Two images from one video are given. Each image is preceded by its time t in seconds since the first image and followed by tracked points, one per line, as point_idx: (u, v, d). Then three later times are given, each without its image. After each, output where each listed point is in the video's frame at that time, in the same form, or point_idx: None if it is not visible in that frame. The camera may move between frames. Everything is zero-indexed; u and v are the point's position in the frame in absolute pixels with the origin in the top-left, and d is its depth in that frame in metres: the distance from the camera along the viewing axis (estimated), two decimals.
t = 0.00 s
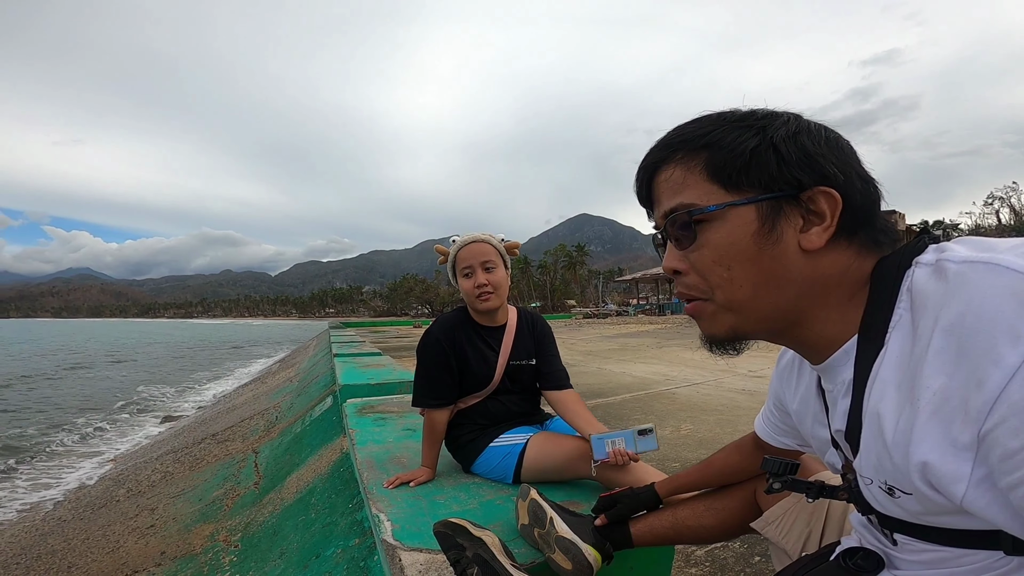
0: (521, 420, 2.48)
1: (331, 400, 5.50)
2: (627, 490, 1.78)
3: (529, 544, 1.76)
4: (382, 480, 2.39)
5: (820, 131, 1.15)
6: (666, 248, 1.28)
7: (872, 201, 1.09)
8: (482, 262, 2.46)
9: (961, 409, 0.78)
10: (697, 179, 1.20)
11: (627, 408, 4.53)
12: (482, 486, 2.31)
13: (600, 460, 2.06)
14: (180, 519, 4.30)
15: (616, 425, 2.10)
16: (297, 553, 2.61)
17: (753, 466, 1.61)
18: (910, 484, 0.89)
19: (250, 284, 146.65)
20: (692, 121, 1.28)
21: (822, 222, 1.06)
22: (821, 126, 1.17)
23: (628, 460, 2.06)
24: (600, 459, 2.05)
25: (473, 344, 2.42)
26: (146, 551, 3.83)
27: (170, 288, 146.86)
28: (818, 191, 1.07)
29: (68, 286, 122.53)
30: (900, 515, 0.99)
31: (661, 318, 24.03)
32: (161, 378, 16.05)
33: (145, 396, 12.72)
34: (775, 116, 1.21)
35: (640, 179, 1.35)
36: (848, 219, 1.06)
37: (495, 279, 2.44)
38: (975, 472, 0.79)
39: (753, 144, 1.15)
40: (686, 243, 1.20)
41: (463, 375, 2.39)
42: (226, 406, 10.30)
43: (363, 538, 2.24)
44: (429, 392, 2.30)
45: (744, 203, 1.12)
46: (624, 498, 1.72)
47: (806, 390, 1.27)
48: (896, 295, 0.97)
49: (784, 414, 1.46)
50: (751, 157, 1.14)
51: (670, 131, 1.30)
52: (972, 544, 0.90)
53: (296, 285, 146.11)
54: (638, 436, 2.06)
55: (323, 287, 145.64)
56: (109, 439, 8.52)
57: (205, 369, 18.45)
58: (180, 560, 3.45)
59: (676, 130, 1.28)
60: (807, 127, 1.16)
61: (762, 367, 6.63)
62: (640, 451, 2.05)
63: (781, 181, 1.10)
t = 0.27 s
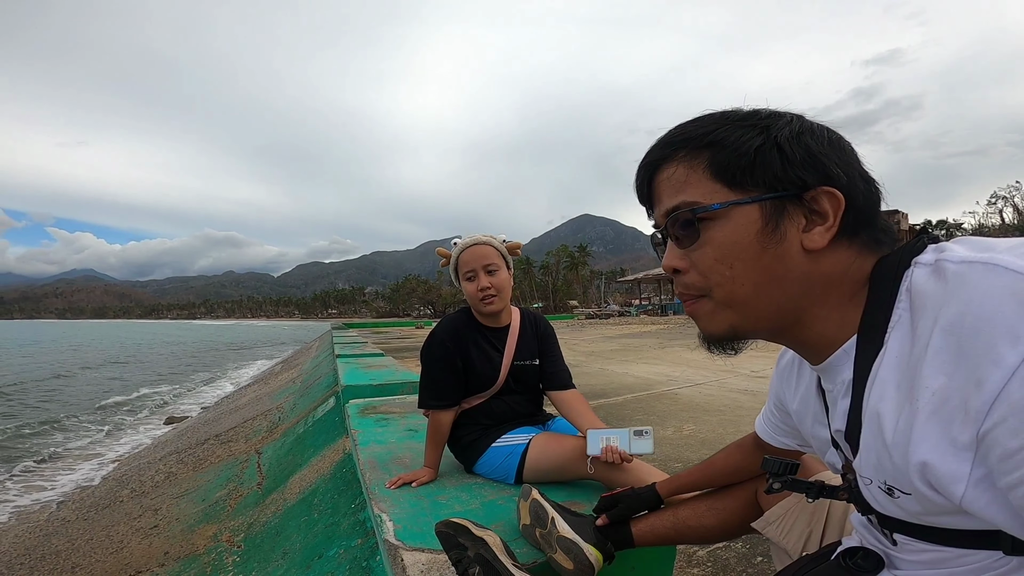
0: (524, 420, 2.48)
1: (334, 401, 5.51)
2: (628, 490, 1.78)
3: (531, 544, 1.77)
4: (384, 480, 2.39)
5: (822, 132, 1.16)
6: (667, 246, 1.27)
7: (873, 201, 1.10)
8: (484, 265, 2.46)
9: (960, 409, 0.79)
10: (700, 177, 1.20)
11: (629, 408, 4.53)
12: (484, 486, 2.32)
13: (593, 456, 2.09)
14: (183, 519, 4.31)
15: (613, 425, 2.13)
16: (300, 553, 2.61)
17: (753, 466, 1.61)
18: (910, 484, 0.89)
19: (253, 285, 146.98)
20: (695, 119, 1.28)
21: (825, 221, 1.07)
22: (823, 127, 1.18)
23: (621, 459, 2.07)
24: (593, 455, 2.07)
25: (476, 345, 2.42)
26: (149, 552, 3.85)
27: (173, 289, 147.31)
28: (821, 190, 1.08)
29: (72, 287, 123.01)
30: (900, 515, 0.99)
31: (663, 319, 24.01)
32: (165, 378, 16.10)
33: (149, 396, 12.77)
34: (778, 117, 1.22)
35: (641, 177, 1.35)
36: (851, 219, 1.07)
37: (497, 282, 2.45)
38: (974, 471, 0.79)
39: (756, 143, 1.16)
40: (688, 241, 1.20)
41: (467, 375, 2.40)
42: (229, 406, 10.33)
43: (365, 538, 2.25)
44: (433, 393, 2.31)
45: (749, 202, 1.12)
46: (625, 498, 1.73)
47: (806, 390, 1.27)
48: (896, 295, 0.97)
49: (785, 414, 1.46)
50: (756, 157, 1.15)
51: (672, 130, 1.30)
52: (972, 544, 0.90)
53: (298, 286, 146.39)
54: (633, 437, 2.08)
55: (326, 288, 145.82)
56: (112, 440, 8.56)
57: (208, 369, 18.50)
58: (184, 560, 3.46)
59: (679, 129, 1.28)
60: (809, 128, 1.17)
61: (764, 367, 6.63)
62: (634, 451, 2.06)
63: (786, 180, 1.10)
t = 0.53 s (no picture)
0: (524, 419, 2.48)
1: (336, 399, 5.52)
2: (628, 489, 1.79)
3: (531, 542, 1.77)
4: (385, 478, 2.40)
5: (825, 132, 1.16)
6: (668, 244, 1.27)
7: (875, 201, 1.11)
8: (482, 265, 2.46)
9: (960, 409, 0.79)
10: (703, 175, 1.20)
11: (631, 407, 4.53)
12: (485, 484, 2.32)
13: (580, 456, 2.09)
14: (185, 517, 4.33)
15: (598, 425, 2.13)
16: (301, 551, 2.62)
17: (753, 465, 1.61)
18: (909, 484, 0.89)
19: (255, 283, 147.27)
20: (698, 118, 1.28)
21: (827, 220, 1.07)
22: (826, 127, 1.18)
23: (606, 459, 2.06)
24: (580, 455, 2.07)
25: (477, 343, 2.43)
26: (152, 550, 3.86)
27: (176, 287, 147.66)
28: (824, 189, 1.08)
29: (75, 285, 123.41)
30: (898, 515, 0.99)
31: (665, 318, 23.98)
32: (167, 377, 16.14)
33: (152, 394, 12.81)
34: (780, 115, 1.22)
35: (642, 175, 1.35)
36: (853, 219, 1.07)
37: (496, 281, 2.45)
38: (973, 471, 0.79)
39: (760, 141, 1.16)
40: (690, 239, 1.19)
41: (467, 374, 2.40)
42: (232, 404, 10.36)
43: (366, 536, 2.25)
44: (435, 391, 2.31)
45: (753, 200, 1.12)
46: (625, 496, 1.73)
47: (806, 389, 1.27)
48: (896, 295, 0.97)
49: (785, 413, 1.46)
50: (760, 155, 1.14)
51: (675, 127, 1.30)
52: (971, 544, 0.90)
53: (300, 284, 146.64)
54: (618, 436, 2.06)
55: (328, 286, 146.03)
56: (115, 438, 8.59)
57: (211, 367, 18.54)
58: (186, 558, 3.47)
59: (682, 126, 1.27)
60: (812, 127, 1.17)
61: (766, 366, 6.62)
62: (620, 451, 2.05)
63: (790, 179, 1.10)
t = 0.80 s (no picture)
0: (523, 417, 2.48)
1: (336, 397, 5.52)
2: (627, 487, 1.78)
3: (529, 541, 1.77)
4: (384, 477, 2.40)
5: (825, 130, 1.16)
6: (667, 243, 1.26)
7: (874, 200, 1.10)
8: (477, 264, 2.46)
9: (960, 409, 0.78)
10: (703, 174, 1.19)
11: (631, 406, 4.53)
12: (484, 482, 2.32)
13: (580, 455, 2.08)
14: (184, 515, 4.33)
15: (596, 423, 2.13)
16: (300, 549, 2.62)
17: (753, 465, 1.61)
18: (909, 483, 0.89)
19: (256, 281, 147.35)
20: (697, 116, 1.28)
21: (828, 220, 1.07)
22: (826, 126, 1.17)
23: (605, 457, 2.06)
24: (579, 455, 2.07)
25: (475, 341, 2.42)
26: (151, 548, 3.86)
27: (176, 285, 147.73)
28: (824, 188, 1.08)
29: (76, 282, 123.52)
30: (898, 515, 0.99)
31: (665, 317, 23.97)
32: (167, 374, 16.15)
33: (152, 392, 12.81)
34: (781, 114, 1.21)
35: (641, 174, 1.35)
36: (853, 218, 1.07)
37: (491, 281, 2.45)
38: (974, 471, 0.79)
39: (761, 140, 1.15)
40: (691, 238, 1.18)
41: (465, 372, 2.40)
42: (232, 402, 10.36)
43: (366, 535, 2.25)
44: (433, 389, 2.31)
45: (754, 199, 1.11)
46: (624, 495, 1.73)
47: (806, 389, 1.27)
48: (896, 294, 0.97)
49: (784, 413, 1.46)
50: (761, 153, 1.14)
51: (674, 126, 1.30)
52: (970, 544, 0.90)
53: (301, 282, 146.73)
54: (615, 434, 2.06)
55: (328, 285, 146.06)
56: (115, 436, 8.59)
57: (211, 365, 18.56)
58: (185, 556, 3.47)
59: (682, 125, 1.27)
60: (812, 126, 1.17)
61: (766, 366, 6.61)
62: (618, 449, 2.04)
63: (791, 178, 1.10)
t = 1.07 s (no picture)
0: (523, 416, 2.48)
1: (336, 396, 5.53)
2: (627, 487, 1.78)
3: (529, 540, 1.77)
4: (385, 475, 2.40)
5: (826, 131, 1.17)
6: (669, 241, 1.25)
7: (873, 201, 1.11)
8: (476, 265, 2.46)
9: (959, 408, 0.78)
10: (707, 171, 1.19)
11: (631, 406, 4.53)
12: (485, 482, 2.32)
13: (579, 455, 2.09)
14: (186, 514, 4.34)
15: (595, 423, 2.13)
16: (301, 548, 2.63)
17: (752, 464, 1.61)
18: (908, 483, 0.89)
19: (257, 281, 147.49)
20: (700, 114, 1.28)
21: (831, 219, 1.07)
22: (827, 126, 1.18)
23: (605, 457, 2.06)
24: (579, 454, 2.07)
25: (475, 341, 2.43)
26: (152, 547, 3.87)
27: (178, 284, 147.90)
28: (828, 188, 1.08)
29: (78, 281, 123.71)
30: (897, 515, 0.99)
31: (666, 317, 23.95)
32: (168, 373, 16.19)
33: (153, 391, 12.82)
34: (783, 113, 1.22)
35: (642, 171, 1.34)
36: (855, 218, 1.08)
37: (490, 281, 2.45)
38: (972, 470, 0.79)
39: (765, 138, 1.15)
40: (694, 236, 1.18)
41: (466, 371, 2.40)
42: (233, 401, 10.37)
43: (366, 533, 2.26)
44: (434, 388, 2.32)
45: (758, 197, 1.11)
46: (624, 494, 1.73)
47: (805, 389, 1.27)
48: (896, 293, 0.97)
49: (784, 412, 1.46)
50: (765, 152, 1.14)
51: (677, 123, 1.29)
52: (969, 544, 0.90)
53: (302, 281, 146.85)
54: (615, 434, 2.06)
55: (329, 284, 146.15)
56: (117, 435, 8.60)
57: (213, 364, 18.59)
58: (186, 555, 3.48)
59: (685, 122, 1.26)
60: (814, 126, 1.17)
61: (767, 366, 6.61)
62: (618, 449, 2.04)
63: (795, 177, 1.10)
